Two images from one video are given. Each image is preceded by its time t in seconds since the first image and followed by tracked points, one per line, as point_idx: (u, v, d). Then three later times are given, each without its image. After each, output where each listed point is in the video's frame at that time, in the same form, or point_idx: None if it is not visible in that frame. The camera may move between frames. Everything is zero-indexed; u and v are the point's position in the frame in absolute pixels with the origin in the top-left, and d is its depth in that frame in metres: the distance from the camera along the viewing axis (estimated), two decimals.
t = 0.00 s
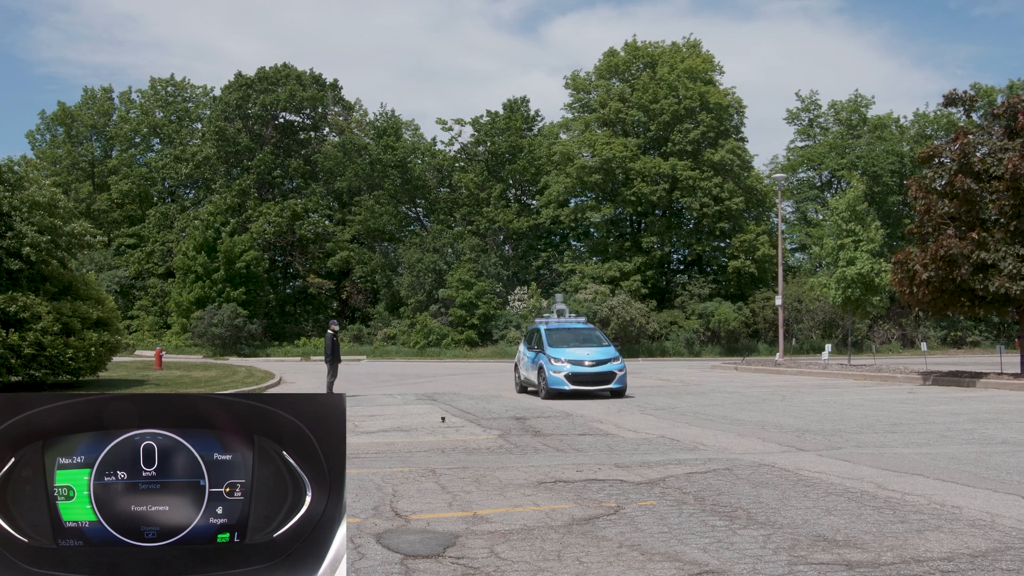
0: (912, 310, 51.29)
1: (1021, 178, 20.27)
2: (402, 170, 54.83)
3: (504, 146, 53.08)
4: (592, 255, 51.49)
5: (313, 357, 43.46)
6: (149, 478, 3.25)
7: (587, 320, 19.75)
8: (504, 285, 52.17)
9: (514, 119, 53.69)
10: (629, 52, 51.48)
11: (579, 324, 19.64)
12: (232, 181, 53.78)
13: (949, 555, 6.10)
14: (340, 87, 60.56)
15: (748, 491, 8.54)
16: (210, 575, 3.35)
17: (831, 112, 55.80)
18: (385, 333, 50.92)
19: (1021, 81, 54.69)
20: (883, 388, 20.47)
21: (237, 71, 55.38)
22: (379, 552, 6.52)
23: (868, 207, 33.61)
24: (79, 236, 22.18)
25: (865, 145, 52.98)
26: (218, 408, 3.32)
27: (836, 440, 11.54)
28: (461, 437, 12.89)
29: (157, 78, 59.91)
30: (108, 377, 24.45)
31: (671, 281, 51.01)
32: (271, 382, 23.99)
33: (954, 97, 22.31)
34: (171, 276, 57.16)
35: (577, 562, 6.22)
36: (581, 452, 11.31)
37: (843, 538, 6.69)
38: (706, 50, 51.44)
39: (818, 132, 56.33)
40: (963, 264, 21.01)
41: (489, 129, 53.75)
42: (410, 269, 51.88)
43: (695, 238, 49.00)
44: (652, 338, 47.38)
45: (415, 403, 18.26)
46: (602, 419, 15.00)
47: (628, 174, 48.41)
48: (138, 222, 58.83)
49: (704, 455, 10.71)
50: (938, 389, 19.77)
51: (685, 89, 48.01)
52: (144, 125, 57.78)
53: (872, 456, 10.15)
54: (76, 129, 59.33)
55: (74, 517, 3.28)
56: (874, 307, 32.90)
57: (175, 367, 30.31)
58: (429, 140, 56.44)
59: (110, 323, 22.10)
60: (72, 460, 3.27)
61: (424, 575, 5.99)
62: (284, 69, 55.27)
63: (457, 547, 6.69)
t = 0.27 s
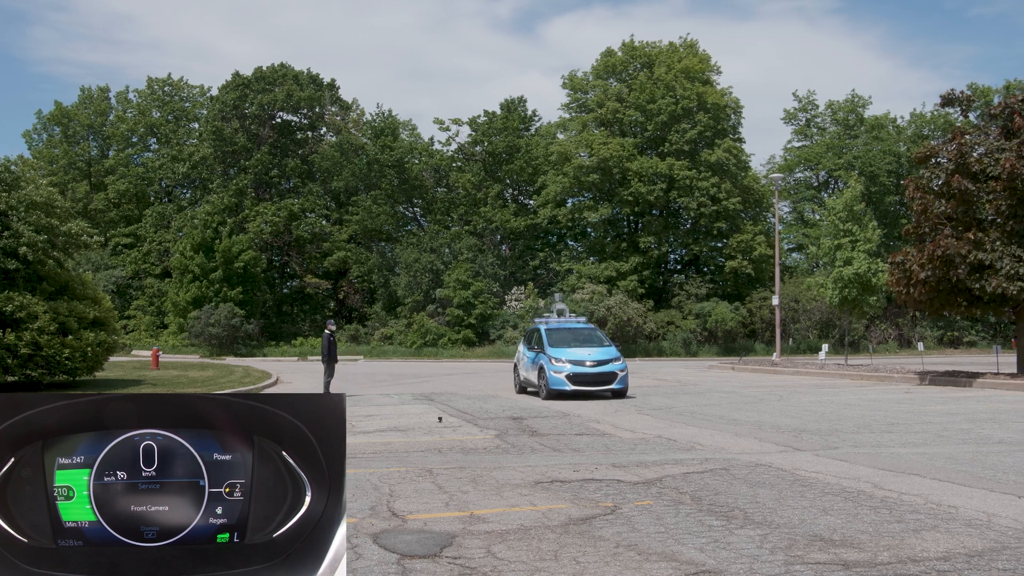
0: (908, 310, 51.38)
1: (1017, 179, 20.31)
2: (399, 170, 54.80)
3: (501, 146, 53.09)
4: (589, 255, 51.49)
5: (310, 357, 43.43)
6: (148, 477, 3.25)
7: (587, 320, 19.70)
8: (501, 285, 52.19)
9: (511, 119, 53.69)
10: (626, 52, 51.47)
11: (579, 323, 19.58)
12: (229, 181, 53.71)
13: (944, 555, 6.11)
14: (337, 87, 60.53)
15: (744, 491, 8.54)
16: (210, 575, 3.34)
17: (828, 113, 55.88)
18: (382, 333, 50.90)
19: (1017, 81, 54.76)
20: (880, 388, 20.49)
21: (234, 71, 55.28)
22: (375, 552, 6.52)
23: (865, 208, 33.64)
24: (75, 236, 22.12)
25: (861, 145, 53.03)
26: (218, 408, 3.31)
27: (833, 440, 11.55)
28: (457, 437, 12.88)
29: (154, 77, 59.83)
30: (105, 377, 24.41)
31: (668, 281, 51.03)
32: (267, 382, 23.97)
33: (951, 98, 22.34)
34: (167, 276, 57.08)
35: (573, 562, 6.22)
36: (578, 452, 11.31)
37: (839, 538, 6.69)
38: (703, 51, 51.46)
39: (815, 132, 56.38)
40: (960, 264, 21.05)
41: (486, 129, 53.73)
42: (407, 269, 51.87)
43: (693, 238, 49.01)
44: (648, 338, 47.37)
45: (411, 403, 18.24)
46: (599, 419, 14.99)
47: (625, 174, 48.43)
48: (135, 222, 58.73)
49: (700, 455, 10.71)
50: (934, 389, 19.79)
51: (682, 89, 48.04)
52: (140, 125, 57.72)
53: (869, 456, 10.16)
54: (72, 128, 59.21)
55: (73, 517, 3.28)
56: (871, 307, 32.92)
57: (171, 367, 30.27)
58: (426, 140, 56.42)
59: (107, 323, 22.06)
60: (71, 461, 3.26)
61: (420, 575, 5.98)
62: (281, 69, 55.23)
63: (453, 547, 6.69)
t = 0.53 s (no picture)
0: (899, 311, 51.63)
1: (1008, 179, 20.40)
2: (390, 170, 54.75)
3: (493, 146, 53.10)
4: (581, 255, 51.52)
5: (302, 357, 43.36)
6: (148, 477, 3.23)
7: (581, 320, 19.64)
8: (492, 285, 52.21)
9: (503, 119, 53.71)
10: (618, 52, 51.53)
11: (574, 323, 19.50)
12: (220, 181, 53.56)
13: (935, 555, 6.13)
14: (328, 87, 60.43)
15: (736, 491, 8.55)
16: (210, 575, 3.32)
17: (819, 113, 56.08)
18: (373, 333, 50.84)
19: (1007, 82, 55.01)
20: (870, 388, 20.56)
21: (225, 71, 55.11)
22: (367, 552, 6.50)
23: (856, 208, 33.77)
24: (66, 236, 21.99)
25: (852, 146, 53.21)
26: (218, 407, 3.30)
27: (824, 440, 11.57)
28: (449, 437, 12.87)
29: (144, 77, 59.61)
30: (95, 377, 24.31)
31: (660, 281, 51.10)
32: (259, 382, 23.92)
33: (942, 98, 22.44)
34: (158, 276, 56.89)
35: (564, 562, 6.21)
36: (569, 452, 11.31)
37: (830, 538, 6.70)
38: (694, 51, 51.55)
39: (806, 133, 56.56)
40: (950, 264, 21.14)
41: (478, 129, 53.74)
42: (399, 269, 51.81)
43: (684, 238, 49.10)
44: (640, 338, 47.42)
45: (403, 403, 18.23)
46: (590, 419, 15.00)
47: (617, 174, 48.48)
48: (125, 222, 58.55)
49: (692, 455, 10.72)
50: (924, 389, 19.87)
51: (673, 89, 48.13)
52: (131, 125, 57.56)
53: (860, 456, 10.17)
54: (63, 128, 58.96)
55: (73, 517, 3.26)
56: (862, 307, 33.02)
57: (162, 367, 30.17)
58: (418, 140, 56.38)
59: (97, 323, 21.93)
60: (71, 460, 3.25)
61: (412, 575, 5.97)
62: (272, 68, 55.10)
63: (445, 547, 6.68)
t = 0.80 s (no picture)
0: (890, 311, 51.82)
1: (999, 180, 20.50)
2: (382, 170, 54.67)
3: (485, 146, 53.07)
4: (573, 255, 51.53)
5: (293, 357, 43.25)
6: (148, 478, 3.31)
7: (578, 319, 19.51)
8: (484, 285, 52.23)
9: (495, 119, 53.68)
10: (610, 52, 51.54)
11: (570, 323, 19.39)
12: (211, 181, 53.37)
13: (926, 554, 6.14)
14: (320, 86, 60.29)
15: (727, 491, 8.56)
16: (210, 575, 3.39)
17: (811, 114, 56.23)
18: (365, 333, 50.77)
19: (998, 83, 55.22)
20: (862, 388, 20.61)
21: (217, 70, 54.90)
22: (358, 552, 6.48)
23: (848, 208, 33.83)
24: (57, 235, 21.85)
25: (843, 147, 53.36)
26: (218, 408, 3.37)
27: (815, 440, 11.60)
28: (441, 437, 12.87)
29: (136, 76, 59.40)
30: (85, 376, 24.21)
31: (652, 281, 51.15)
32: (250, 382, 23.86)
33: (933, 99, 22.52)
34: (150, 276, 56.69)
35: (556, 562, 6.20)
36: (560, 452, 11.32)
37: (821, 537, 6.72)
38: (686, 51, 51.61)
39: (798, 133, 56.69)
40: (941, 264, 21.23)
41: (470, 129, 53.70)
42: (391, 269, 51.75)
43: (676, 238, 49.17)
44: (632, 338, 47.43)
45: (395, 403, 18.21)
46: (582, 419, 15.01)
47: (609, 174, 48.52)
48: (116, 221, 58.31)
49: (683, 455, 10.73)
50: (915, 389, 19.94)
51: (665, 90, 48.17)
52: (122, 124, 57.34)
53: (850, 456, 10.19)
54: (53, 127, 58.67)
55: (73, 517, 3.33)
56: (853, 307, 33.08)
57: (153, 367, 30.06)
58: (410, 141, 56.31)
59: (88, 323, 21.81)
60: (71, 461, 3.32)
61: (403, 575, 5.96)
62: (264, 68, 54.94)
63: (436, 547, 6.66)
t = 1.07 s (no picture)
0: (878, 311, 52.08)
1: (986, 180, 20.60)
2: (371, 170, 54.58)
3: (474, 146, 53.06)
4: (562, 255, 51.58)
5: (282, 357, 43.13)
6: (147, 478, 3.28)
7: (572, 320, 19.33)
8: (473, 286, 52.26)
9: (484, 119, 53.72)
10: (599, 52, 51.61)
11: (564, 323, 19.25)
12: (200, 181, 53.18)
13: (913, 553, 6.17)
14: (309, 86, 60.12)
15: (716, 491, 8.56)
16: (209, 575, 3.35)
17: (799, 115, 56.48)
18: (354, 333, 50.70)
19: (985, 84, 55.56)
20: (850, 388, 20.71)
21: (205, 69, 54.67)
22: (346, 552, 6.46)
23: (836, 210, 33.99)
24: (43, 235, 21.68)
25: (831, 147, 53.59)
26: (219, 408, 3.35)
27: (803, 439, 11.64)
28: (430, 437, 12.84)
29: (123, 75, 59.09)
30: (73, 377, 24.07)
31: (641, 281, 51.21)
32: (238, 383, 23.78)
33: (920, 100, 22.64)
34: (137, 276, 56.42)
35: (545, 562, 6.19)
36: (550, 452, 11.32)
37: (809, 537, 6.73)
38: (675, 52, 51.72)
39: (786, 134, 56.92)
40: (929, 265, 21.32)
41: (459, 129, 53.69)
42: (380, 269, 51.65)
43: (665, 239, 49.28)
44: (621, 338, 47.50)
45: (384, 403, 18.16)
46: (571, 419, 15.00)
47: (598, 175, 48.57)
48: (104, 221, 58.03)
49: (672, 455, 10.74)
50: (903, 389, 20.03)
51: (654, 90, 48.30)
52: (110, 123, 57.07)
53: (839, 456, 10.22)
54: (40, 126, 58.35)
55: (72, 517, 3.31)
56: (842, 307, 33.23)
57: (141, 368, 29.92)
58: (399, 141, 56.22)
59: (76, 322, 21.66)
60: (70, 461, 3.30)
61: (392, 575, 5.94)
62: (253, 68, 54.75)
63: (425, 547, 6.65)
